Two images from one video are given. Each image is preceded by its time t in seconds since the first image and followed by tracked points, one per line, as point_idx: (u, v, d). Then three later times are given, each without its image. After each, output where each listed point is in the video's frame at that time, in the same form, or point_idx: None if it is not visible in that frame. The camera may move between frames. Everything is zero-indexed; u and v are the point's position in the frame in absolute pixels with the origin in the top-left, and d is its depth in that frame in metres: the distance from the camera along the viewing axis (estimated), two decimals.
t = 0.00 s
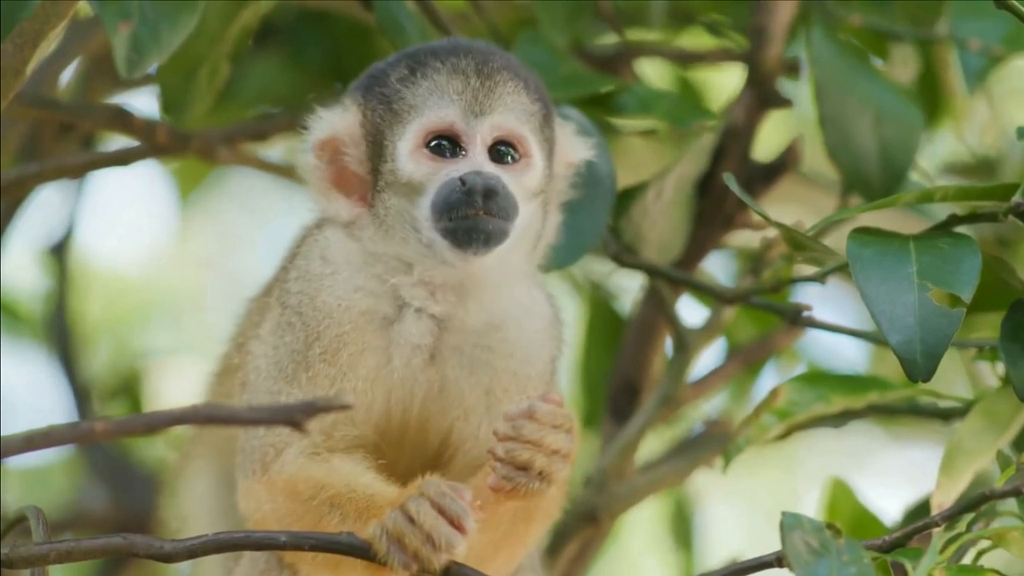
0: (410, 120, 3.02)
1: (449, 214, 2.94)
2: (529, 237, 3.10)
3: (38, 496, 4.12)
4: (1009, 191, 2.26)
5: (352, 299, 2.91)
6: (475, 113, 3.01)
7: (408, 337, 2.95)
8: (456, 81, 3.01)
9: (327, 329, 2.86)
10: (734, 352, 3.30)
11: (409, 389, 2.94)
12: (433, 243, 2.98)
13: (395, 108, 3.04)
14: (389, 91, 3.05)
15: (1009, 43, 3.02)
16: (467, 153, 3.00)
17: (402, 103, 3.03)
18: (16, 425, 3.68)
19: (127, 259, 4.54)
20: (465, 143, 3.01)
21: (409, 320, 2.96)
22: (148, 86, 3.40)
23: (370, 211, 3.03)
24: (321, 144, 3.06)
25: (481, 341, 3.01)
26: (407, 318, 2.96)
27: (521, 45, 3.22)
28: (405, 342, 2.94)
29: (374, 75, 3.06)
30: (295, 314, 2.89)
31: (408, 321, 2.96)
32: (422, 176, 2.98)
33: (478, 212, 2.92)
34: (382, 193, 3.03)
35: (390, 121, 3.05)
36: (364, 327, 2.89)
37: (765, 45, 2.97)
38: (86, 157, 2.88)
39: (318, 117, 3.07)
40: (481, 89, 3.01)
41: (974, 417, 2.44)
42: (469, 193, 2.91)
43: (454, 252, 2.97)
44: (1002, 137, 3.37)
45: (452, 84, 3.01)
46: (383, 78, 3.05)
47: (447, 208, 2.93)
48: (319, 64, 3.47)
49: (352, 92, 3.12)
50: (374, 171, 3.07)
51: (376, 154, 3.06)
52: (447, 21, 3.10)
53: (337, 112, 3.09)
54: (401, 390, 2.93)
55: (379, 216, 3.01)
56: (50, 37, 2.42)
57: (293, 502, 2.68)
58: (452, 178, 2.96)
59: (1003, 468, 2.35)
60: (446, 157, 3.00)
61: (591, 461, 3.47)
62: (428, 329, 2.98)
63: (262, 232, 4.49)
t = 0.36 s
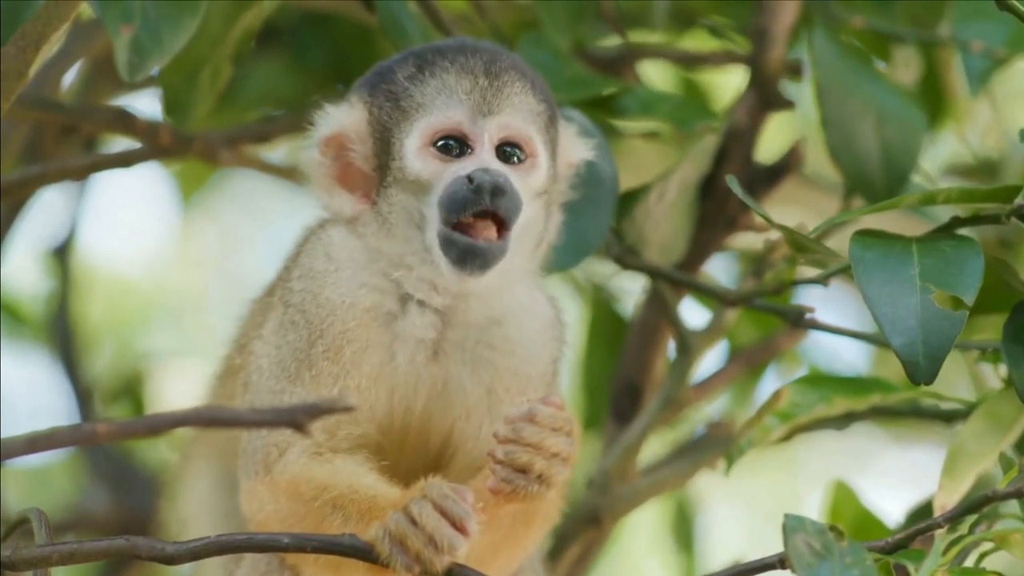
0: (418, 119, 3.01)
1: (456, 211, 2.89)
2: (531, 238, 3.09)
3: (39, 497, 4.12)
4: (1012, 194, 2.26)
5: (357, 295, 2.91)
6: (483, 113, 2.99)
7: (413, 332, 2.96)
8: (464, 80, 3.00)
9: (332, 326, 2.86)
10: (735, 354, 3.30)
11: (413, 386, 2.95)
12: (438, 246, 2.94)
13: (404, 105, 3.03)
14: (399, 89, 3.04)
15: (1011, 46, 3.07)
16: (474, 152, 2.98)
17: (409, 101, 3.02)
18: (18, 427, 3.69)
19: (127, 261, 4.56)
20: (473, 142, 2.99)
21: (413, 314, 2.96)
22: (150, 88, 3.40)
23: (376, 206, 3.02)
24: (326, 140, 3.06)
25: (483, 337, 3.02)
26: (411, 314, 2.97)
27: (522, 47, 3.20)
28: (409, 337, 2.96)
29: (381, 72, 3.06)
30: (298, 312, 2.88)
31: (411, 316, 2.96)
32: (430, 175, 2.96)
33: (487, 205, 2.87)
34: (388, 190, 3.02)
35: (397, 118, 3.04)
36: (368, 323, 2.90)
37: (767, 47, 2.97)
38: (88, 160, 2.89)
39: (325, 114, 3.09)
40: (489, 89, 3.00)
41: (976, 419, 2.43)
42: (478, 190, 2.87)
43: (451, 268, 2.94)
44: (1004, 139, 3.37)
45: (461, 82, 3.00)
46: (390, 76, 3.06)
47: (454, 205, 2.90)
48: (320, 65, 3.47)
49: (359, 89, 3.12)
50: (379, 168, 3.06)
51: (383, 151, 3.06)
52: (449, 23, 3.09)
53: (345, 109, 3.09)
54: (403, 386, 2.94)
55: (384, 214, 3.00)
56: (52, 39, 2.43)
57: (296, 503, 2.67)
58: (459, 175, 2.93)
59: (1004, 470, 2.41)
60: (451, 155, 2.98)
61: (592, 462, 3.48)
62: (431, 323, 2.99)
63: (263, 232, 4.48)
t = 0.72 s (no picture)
0: (468, 183, 2.78)
1: (474, 292, 2.79)
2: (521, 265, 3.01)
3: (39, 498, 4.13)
4: (1012, 195, 2.26)
5: (341, 304, 2.87)
6: (533, 201, 2.77)
7: (399, 337, 2.93)
8: (526, 163, 2.76)
9: (319, 333, 2.83)
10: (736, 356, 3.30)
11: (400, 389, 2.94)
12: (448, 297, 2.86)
13: (452, 156, 2.79)
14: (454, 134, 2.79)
15: (1011, 46, 3.02)
16: (510, 239, 2.79)
17: (465, 161, 2.77)
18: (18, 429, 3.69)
19: (127, 262, 4.59)
20: (513, 226, 2.79)
21: (395, 331, 2.92)
22: (150, 89, 3.40)
23: (391, 224, 2.91)
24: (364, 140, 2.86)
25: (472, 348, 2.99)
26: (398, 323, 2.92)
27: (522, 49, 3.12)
28: (396, 342, 2.92)
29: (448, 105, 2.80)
30: (285, 318, 2.86)
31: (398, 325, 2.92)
32: (460, 245, 2.80)
33: (495, 310, 2.78)
34: (410, 226, 2.88)
35: (446, 164, 2.80)
36: (356, 330, 2.87)
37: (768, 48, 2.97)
38: (89, 162, 2.89)
39: (377, 117, 2.82)
40: (547, 180, 2.78)
41: (976, 421, 2.43)
42: (503, 289, 2.77)
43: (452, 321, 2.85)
44: (1004, 140, 3.38)
45: (523, 166, 2.76)
46: (455, 112, 2.80)
47: (471, 283, 2.79)
48: (321, 67, 3.46)
49: (416, 87, 2.85)
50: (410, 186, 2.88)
51: (417, 181, 2.86)
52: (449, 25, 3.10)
53: (393, 124, 2.81)
54: (393, 390, 2.93)
55: (403, 236, 2.89)
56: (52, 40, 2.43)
57: (295, 509, 2.67)
58: (490, 264, 2.79)
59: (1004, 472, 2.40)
60: (487, 231, 2.79)
61: (593, 464, 3.47)
62: (431, 324, 2.93)
63: (260, 237, 4.41)
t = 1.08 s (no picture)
0: (544, 294, 2.62)
1: (507, 383, 2.73)
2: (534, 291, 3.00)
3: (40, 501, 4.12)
4: (1012, 198, 2.26)
5: (346, 313, 2.87)
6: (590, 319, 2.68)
7: (400, 355, 2.91)
8: (601, 292, 2.62)
9: (323, 339, 2.82)
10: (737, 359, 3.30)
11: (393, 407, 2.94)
12: (472, 370, 2.80)
13: (541, 266, 2.60)
14: (549, 244, 2.58)
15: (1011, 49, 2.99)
16: (554, 344, 2.71)
17: (551, 273, 2.59)
18: (18, 432, 3.69)
19: (127, 263, 4.61)
20: (562, 335, 2.70)
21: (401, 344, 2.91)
22: (151, 92, 3.41)
23: (445, 287, 2.74)
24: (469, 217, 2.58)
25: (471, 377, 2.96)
26: (402, 341, 2.91)
27: (521, 52, 3.11)
28: (391, 361, 2.91)
29: (556, 205, 2.57)
30: (289, 319, 2.86)
31: (403, 342, 2.90)
32: (511, 341, 2.70)
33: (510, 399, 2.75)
34: (464, 302, 2.72)
35: (528, 269, 2.61)
36: (359, 342, 2.86)
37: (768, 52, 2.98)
38: (89, 164, 2.89)
39: (483, 199, 2.56)
40: (612, 309, 2.68)
41: (976, 425, 2.43)
42: (533, 387, 2.70)
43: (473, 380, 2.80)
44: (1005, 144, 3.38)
45: (597, 296, 2.62)
46: (558, 214, 2.57)
47: (498, 371, 2.75)
48: (320, 69, 3.49)
49: (524, 171, 2.59)
50: (479, 264, 2.68)
51: (492, 268, 2.66)
52: (451, 28, 3.10)
53: (499, 211, 2.55)
54: (384, 408, 2.92)
55: (455, 305, 2.73)
56: (53, 43, 2.44)
57: (290, 510, 2.65)
58: (527, 368, 2.71)
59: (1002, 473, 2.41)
60: (537, 335, 2.69)
61: (593, 468, 3.48)
62: (449, 371, 2.84)
63: (263, 237, 4.39)
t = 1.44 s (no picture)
0: (587, 340, 2.69)
1: (534, 424, 2.77)
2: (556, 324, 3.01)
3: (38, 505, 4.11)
4: (1010, 201, 2.26)
5: (377, 328, 2.81)
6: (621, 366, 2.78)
7: (423, 378, 2.87)
8: (638, 340, 2.72)
9: (349, 349, 2.76)
10: (736, 362, 3.30)
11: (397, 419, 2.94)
12: (501, 412, 2.80)
13: (589, 314, 2.67)
14: (599, 293, 2.66)
15: (1009, 54, 2.97)
16: (582, 387, 2.78)
17: (597, 320, 2.67)
18: (17, 435, 3.69)
19: (127, 264, 4.62)
20: (590, 377, 2.77)
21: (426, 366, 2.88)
22: (151, 95, 3.41)
23: (485, 325, 2.74)
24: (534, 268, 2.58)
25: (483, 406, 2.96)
26: (426, 367, 2.88)
27: (521, 55, 3.13)
28: (416, 383, 2.87)
29: (608, 255, 2.64)
30: (314, 324, 2.78)
31: (428, 366, 2.87)
32: (546, 384, 2.74)
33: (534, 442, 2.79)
34: (505, 343, 2.73)
35: (577, 314, 2.67)
36: (382, 357, 2.81)
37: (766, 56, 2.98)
38: (89, 166, 2.89)
39: (546, 250, 2.54)
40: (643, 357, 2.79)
41: (974, 428, 2.43)
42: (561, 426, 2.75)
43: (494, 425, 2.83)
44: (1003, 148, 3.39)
45: (634, 343, 2.72)
46: (610, 264, 2.64)
47: (528, 414, 2.78)
48: (320, 73, 3.49)
49: (580, 219, 2.63)
50: (525, 304, 2.70)
51: (540, 311, 2.69)
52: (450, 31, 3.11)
53: (559, 258, 2.55)
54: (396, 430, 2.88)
55: (495, 344, 2.74)
56: (52, 46, 2.45)
57: (290, 508, 2.61)
58: (558, 411, 2.75)
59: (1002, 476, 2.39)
60: (572, 380, 2.75)
61: (592, 471, 3.48)
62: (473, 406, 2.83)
63: (263, 239, 4.43)
